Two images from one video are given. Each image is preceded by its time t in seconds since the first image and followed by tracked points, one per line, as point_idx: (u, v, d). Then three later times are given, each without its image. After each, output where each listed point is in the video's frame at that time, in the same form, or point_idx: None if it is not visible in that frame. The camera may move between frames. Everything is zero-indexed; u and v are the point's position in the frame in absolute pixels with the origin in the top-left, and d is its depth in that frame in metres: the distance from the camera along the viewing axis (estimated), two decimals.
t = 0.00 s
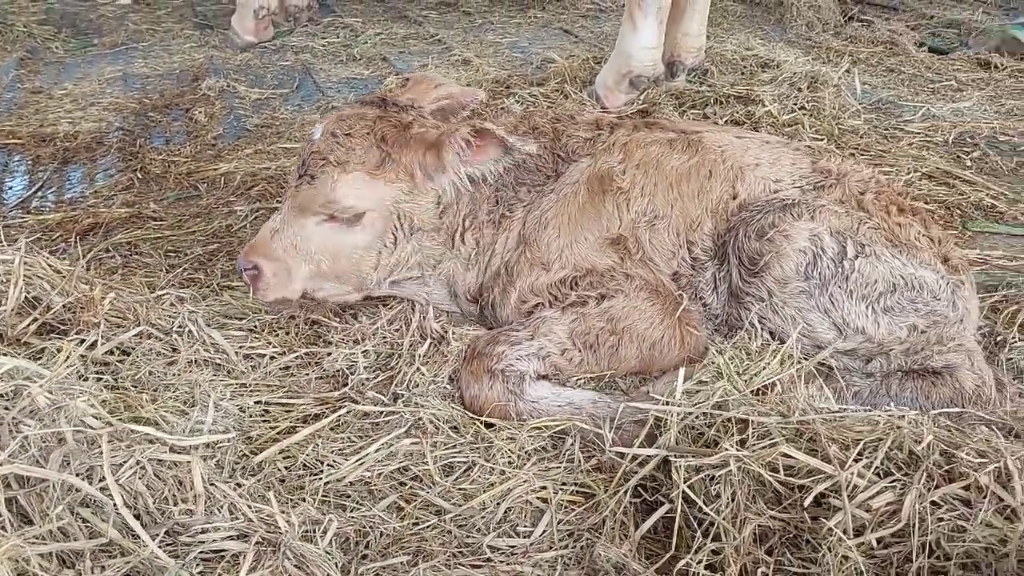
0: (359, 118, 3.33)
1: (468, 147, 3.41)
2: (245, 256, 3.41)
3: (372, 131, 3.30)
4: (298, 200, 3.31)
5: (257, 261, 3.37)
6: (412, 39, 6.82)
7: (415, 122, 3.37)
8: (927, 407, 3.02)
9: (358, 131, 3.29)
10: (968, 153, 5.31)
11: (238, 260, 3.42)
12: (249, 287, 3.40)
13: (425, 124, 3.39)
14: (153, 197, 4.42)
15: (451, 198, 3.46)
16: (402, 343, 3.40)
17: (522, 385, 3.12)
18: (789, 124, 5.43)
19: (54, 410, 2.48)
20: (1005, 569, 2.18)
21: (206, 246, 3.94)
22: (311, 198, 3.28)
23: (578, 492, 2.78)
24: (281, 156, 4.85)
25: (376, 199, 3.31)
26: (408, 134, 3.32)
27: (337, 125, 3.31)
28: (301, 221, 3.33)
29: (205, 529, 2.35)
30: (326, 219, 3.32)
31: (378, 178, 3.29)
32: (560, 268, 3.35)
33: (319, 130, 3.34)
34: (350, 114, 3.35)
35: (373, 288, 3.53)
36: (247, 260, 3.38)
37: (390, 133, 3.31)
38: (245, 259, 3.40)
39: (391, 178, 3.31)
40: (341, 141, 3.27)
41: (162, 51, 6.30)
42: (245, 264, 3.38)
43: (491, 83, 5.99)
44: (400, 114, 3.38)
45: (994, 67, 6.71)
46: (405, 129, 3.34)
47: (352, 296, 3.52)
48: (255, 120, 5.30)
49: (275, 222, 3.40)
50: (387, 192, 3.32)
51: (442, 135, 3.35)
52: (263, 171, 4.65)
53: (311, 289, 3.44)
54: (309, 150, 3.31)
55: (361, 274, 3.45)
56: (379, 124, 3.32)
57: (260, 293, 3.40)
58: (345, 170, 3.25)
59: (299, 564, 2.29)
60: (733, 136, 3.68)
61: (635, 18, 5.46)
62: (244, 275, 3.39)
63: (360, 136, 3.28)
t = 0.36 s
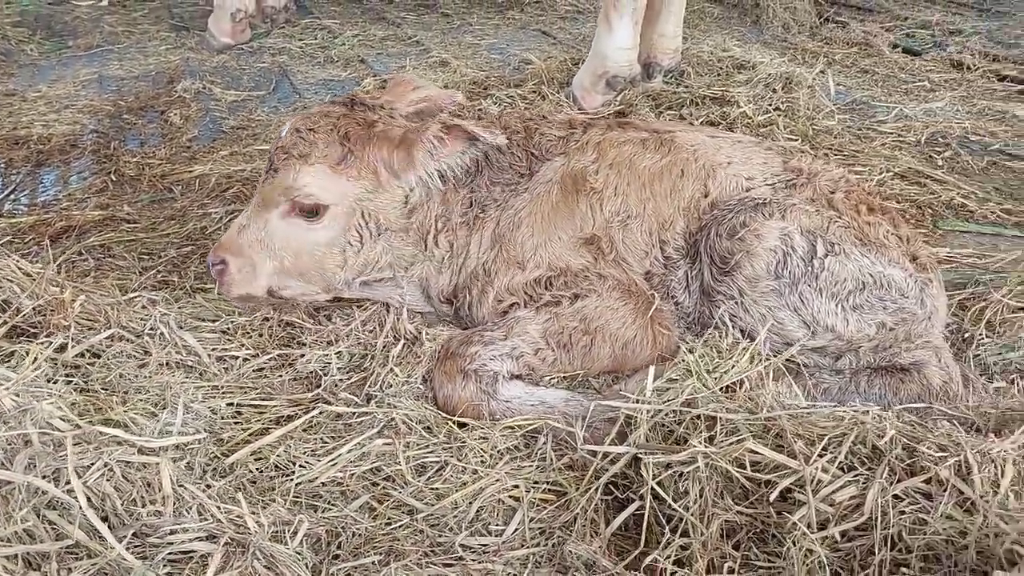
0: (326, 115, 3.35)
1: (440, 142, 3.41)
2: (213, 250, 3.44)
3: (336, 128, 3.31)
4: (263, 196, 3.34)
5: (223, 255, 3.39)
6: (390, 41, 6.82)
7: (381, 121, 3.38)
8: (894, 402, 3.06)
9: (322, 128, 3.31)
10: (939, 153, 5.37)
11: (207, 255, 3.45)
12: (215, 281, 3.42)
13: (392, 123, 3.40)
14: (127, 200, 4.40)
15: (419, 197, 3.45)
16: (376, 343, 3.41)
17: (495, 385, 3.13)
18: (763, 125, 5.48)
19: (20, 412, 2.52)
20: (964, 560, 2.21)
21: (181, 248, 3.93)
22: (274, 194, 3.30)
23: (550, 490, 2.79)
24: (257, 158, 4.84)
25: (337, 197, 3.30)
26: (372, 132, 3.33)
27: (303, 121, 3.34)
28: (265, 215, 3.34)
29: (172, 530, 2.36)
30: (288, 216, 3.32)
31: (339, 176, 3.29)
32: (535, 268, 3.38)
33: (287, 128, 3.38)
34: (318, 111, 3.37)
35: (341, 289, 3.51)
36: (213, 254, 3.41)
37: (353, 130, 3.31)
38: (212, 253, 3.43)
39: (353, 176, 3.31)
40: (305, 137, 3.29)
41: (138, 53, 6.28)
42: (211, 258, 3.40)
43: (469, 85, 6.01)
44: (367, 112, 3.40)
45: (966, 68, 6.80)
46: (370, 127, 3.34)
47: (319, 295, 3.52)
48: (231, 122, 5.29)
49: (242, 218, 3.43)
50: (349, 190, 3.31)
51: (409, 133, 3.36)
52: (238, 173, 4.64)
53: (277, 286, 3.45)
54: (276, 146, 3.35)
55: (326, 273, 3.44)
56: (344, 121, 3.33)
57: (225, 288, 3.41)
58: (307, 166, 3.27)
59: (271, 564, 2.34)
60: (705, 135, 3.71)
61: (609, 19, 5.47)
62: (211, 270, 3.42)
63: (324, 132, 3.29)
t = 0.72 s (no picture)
0: (298, 118, 3.35)
1: (420, 144, 3.38)
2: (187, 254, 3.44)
3: (308, 131, 3.30)
4: (235, 199, 3.34)
5: (196, 259, 3.39)
6: (370, 41, 6.82)
7: (354, 125, 3.37)
8: (867, 397, 3.09)
9: (294, 131, 3.31)
10: (915, 151, 5.43)
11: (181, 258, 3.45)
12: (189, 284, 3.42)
13: (364, 125, 3.39)
14: (103, 200, 4.38)
15: (393, 202, 3.46)
16: (353, 342, 3.41)
17: (472, 384, 3.14)
18: (741, 124, 5.51)
19: None
20: (932, 551, 2.28)
21: (157, 249, 3.91)
22: (246, 198, 3.30)
23: (526, 487, 2.80)
24: (235, 158, 4.82)
25: (310, 201, 3.31)
26: (344, 135, 3.32)
27: (276, 125, 3.34)
28: (237, 219, 3.34)
29: (144, 530, 2.39)
30: (261, 220, 3.33)
31: (311, 180, 3.29)
32: (512, 267, 3.40)
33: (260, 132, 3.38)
34: (290, 113, 3.37)
35: (316, 293, 3.52)
36: (187, 258, 3.41)
37: (325, 135, 3.31)
38: (186, 257, 3.43)
39: (326, 180, 3.31)
40: (277, 141, 3.30)
41: (116, 53, 6.25)
42: (185, 262, 3.41)
43: (448, 84, 6.02)
44: (340, 115, 3.39)
45: (942, 67, 6.87)
46: (342, 130, 3.34)
47: (295, 299, 3.52)
48: (209, 122, 5.27)
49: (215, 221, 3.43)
50: (321, 194, 3.32)
51: (384, 138, 3.35)
52: (216, 173, 4.63)
53: (251, 291, 3.45)
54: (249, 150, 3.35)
55: (300, 276, 3.44)
56: (316, 124, 3.33)
57: (199, 291, 3.41)
58: (278, 170, 3.27)
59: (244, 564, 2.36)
60: (680, 135, 3.74)
61: (590, 16, 5.48)
62: (185, 273, 3.42)
63: (296, 136, 3.30)
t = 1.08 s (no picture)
0: (271, 119, 3.36)
1: (396, 145, 3.35)
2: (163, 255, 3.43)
3: (281, 132, 3.31)
4: (210, 201, 3.34)
5: (172, 261, 3.38)
6: (353, 41, 6.81)
7: (329, 125, 3.37)
8: (845, 393, 3.11)
9: (267, 132, 3.31)
10: (895, 149, 5.46)
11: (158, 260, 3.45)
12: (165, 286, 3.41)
13: (340, 125, 3.40)
14: (82, 201, 4.35)
15: (369, 202, 3.47)
16: (333, 342, 3.40)
17: (452, 383, 3.13)
18: (723, 123, 5.54)
19: None
20: (906, 544, 2.26)
21: (136, 250, 3.89)
22: (219, 199, 3.30)
23: (506, 486, 2.79)
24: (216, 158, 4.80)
25: (281, 204, 3.32)
26: (318, 136, 3.33)
27: (250, 125, 3.34)
28: (212, 220, 3.33)
29: (118, 531, 2.38)
30: (235, 221, 3.32)
31: (283, 181, 3.30)
32: (492, 267, 3.40)
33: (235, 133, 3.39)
34: (263, 114, 3.38)
35: (293, 295, 3.50)
36: (163, 260, 3.40)
37: (298, 136, 3.32)
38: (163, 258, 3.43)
39: (298, 181, 3.32)
40: (251, 142, 3.30)
41: (97, 53, 6.22)
42: (161, 264, 3.40)
43: (431, 84, 6.01)
44: (315, 116, 3.39)
45: (922, 66, 6.92)
46: (316, 131, 3.35)
47: (272, 300, 3.49)
48: (190, 123, 5.25)
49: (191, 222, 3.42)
50: (294, 196, 3.33)
51: (360, 138, 3.34)
52: (196, 174, 4.60)
53: (227, 292, 3.43)
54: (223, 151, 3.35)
55: (275, 277, 3.42)
56: (290, 125, 3.34)
57: (175, 293, 3.40)
58: (251, 171, 3.28)
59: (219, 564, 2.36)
60: (660, 133, 3.75)
61: (572, 14, 5.57)
62: (161, 274, 3.41)
63: (269, 136, 3.30)
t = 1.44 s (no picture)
0: (251, 120, 3.35)
1: (377, 147, 3.36)
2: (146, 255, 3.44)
3: (260, 133, 3.30)
4: (190, 201, 3.34)
5: (153, 261, 3.39)
6: (340, 42, 6.80)
7: (308, 126, 3.36)
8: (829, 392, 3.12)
9: (247, 133, 3.30)
10: (881, 148, 5.48)
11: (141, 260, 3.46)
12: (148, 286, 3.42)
13: (321, 127, 3.39)
14: (66, 204, 4.33)
15: (350, 204, 3.46)
16: (318, 344, 3.40)
17: (436, 384, 3.13)
18: (710, 122, 5.55)
19: None
20: (887, 542, 2.28)
21: (120, 253, 3.87)
22: (199, 199, 3.30)
23: (491, 486, 2.79)
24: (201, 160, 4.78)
25: (260, 204, 3.30)
26: (297, 137, 3.32)
27: (230, 126, 3.34)
28: (191, 220, 3.33)
29: (98, 535, 2.38)
30: (215, 221, 3.32)
31: (261, 182, 3.29)
32: (477, 267, 3.40)
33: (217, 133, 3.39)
34: (243, 115, 3.37)
35: (275, 296, 3.50)
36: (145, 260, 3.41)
37: (277, 136, 3.30)
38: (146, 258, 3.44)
39: (277, 183, 3.30)
40: (230, 142, 3.30)
41: (82, 55, 6.19)
42: (143, 264, 3.41)
43: (418, 85, 6.00)
44: (294, 117, 3.38)
45: (908, 66, 6.94)
46: (295, 132, 3.33)
47: (254, 301, 3.49)
48: (176, 125, 5.23)
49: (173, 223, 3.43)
50: (272, 197, 3.31)
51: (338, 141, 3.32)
52: (181, 176, 4.59)
53: (209, 293, 3.43)
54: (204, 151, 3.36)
55: (255, 278, 3.41)
56: (269, 125, 3.33)
57: (157, 293, 3.40)
58: (230, 172, 3.27)
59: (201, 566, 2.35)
60: (645, 133, 3.75)
61: (558, 15, 5.58)
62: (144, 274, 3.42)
63: (248, 137, 3.29)
